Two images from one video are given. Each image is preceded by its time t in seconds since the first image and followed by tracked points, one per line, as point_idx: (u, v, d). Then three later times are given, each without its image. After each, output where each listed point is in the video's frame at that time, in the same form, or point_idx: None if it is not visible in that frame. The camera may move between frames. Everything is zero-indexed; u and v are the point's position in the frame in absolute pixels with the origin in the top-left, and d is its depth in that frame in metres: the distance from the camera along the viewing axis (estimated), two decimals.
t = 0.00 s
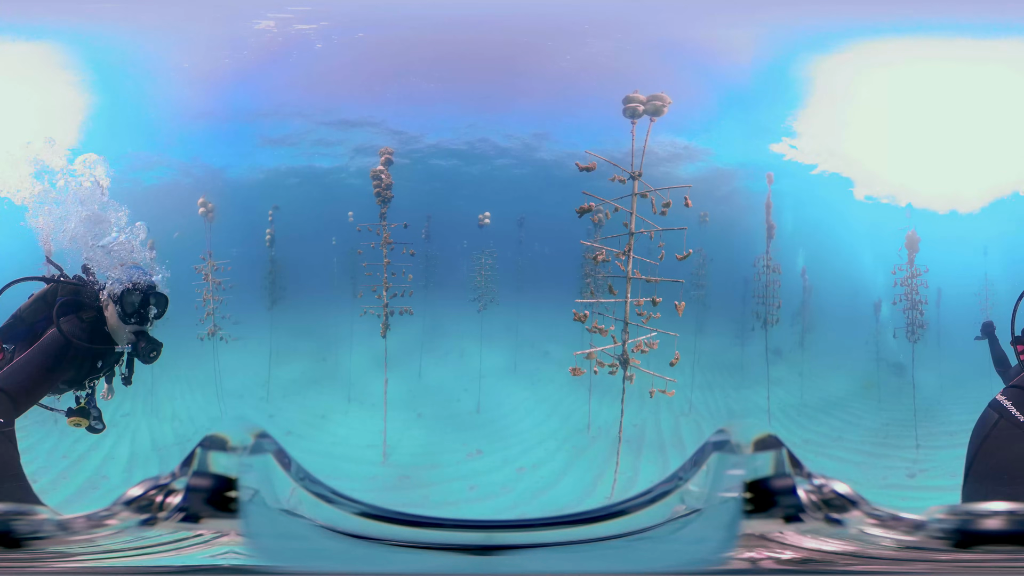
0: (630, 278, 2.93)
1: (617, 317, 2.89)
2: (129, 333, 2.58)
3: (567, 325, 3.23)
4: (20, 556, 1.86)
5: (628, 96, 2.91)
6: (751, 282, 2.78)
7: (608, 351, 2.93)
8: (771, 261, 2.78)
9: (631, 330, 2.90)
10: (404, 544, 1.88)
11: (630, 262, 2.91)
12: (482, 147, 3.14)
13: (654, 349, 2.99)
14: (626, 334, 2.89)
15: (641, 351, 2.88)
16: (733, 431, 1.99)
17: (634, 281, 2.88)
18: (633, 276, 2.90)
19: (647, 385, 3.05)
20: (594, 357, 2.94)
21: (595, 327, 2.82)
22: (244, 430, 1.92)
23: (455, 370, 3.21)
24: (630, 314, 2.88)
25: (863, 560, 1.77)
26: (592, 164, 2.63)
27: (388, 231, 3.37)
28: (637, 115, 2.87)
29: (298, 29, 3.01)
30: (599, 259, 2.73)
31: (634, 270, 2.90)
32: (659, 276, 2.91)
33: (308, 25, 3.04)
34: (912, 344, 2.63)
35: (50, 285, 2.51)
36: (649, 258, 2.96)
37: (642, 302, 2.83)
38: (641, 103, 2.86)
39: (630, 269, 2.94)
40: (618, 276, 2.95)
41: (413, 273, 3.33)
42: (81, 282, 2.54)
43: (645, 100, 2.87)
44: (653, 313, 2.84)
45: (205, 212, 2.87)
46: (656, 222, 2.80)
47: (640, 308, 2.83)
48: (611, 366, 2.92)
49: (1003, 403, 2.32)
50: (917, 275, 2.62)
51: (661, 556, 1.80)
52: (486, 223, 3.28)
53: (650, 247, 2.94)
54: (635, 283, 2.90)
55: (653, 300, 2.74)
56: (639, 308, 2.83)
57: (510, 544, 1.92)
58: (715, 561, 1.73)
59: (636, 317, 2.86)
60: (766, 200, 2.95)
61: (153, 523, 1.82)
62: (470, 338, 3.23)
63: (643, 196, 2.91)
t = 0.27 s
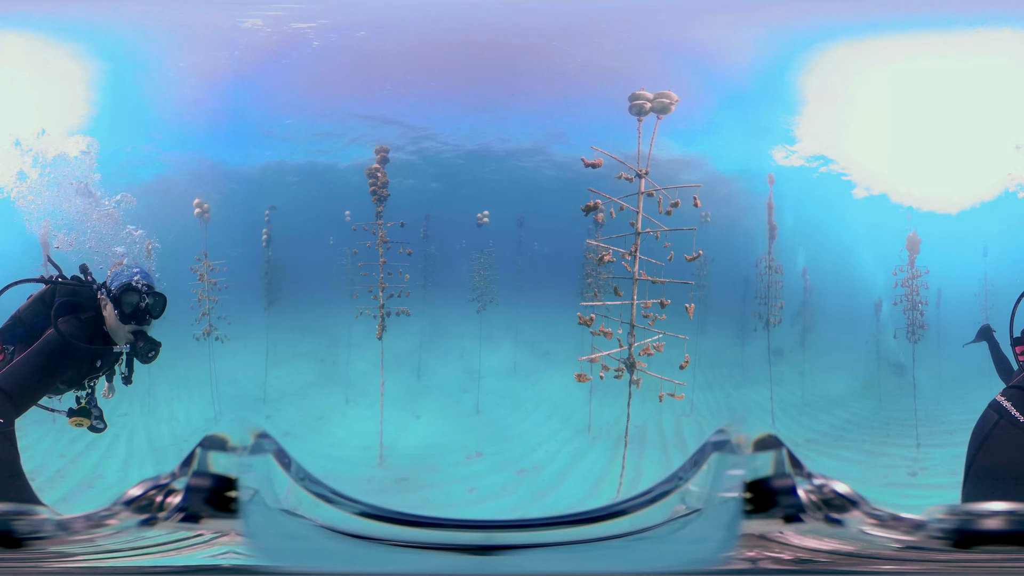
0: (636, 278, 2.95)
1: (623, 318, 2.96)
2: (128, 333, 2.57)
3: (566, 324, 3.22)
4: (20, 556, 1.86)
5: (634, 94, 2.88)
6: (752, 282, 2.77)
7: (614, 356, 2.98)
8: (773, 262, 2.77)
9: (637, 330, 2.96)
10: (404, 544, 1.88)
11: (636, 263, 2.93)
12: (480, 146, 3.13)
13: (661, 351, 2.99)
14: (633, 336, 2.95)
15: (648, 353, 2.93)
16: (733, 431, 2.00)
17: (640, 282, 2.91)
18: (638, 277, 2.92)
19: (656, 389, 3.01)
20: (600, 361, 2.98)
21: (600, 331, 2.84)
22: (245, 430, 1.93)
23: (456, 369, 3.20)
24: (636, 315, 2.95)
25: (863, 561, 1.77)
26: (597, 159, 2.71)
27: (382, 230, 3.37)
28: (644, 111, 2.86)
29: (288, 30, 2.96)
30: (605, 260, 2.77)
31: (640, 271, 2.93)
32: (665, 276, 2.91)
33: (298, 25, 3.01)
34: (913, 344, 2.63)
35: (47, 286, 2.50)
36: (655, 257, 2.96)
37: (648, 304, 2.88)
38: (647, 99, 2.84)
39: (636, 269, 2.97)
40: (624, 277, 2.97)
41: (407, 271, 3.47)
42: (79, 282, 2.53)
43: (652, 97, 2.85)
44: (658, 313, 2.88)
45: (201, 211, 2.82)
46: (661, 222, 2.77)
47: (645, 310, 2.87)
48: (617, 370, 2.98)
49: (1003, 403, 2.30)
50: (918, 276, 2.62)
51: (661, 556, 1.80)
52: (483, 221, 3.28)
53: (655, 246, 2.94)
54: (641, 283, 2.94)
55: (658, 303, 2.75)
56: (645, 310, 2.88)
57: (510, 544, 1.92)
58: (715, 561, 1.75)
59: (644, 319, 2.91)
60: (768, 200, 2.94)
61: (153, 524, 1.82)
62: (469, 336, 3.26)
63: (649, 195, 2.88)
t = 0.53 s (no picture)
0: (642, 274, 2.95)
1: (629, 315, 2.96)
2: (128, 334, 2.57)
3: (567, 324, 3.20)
4: (20, 556, 1.86)
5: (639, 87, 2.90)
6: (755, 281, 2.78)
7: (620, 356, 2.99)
8: (776, 259, 2.78)
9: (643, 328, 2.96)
10: (404, 544, 1.88)
11: (641, 258, 2.92)
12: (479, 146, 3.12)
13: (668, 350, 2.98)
14: (640, 335, 2.95)
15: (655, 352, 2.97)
16: (732, 430, 1.99)
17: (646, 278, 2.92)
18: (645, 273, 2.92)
19: (664, 389, 2.98)
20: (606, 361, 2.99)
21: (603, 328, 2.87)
22: (245, 430, 1.93)
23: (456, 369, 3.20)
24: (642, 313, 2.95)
25: (862, 561, 1.77)
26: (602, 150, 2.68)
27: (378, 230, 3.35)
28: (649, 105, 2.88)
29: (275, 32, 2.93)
30: (609, 255, 2.79)
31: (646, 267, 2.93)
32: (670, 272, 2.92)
33: (285, 26, 2.98)
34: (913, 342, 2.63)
35: (47, 287, 2.52)
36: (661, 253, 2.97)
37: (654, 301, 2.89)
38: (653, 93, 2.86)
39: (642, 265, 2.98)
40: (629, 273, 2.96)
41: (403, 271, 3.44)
42: (78, 283, 2.53)
43: (657, 91, 2.87)
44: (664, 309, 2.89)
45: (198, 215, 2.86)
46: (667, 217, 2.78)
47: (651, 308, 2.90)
48: (623, 369, 2.99)
49: (1003, 404, 2.30)
50: (919, 275, 2.63)
51: (661, 556, 1.80)
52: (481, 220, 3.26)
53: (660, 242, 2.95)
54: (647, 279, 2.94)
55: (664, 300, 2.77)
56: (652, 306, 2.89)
57: (510, 544, 1.92)
58: (715, 561, 1.75)
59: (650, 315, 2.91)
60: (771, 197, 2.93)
61: (153, 524, 1.82)
62: (470, 337, 3.25)
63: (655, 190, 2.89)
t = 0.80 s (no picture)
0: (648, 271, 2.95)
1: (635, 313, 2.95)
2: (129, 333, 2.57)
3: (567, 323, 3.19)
4: (20, 556, 1.86)
5: (645, 82, 2.90)
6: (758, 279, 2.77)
7: (626, 356, 3.03)
8: (778, 258, 2.77)
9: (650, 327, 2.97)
10: (404, 544, 1.88)
11: (647, 254, 2.92)
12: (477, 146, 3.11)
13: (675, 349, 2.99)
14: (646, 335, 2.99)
15: (660, 351, 2.98)
16: (733, 429, 1.95)
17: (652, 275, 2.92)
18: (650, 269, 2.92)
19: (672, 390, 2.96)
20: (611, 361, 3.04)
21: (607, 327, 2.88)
22: (245, 430, 1.91)
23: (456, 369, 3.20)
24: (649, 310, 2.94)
25: (862, 561, 1.78)
26: (605, 145, 2.72)
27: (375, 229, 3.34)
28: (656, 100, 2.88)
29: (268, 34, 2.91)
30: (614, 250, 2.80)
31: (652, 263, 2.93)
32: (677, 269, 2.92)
33: (278, 28, 2.96)
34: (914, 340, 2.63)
35: (46, 288, 2.51)
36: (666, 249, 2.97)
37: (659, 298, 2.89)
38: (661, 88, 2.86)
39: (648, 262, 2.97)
40: (634, 269, 2.96)
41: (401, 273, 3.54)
42: (77, 283, 2.53)
43: (664, 86, 2.87)
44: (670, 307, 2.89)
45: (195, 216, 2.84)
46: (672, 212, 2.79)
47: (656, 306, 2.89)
48: (629, 369, 3.02)
49: (1002, 404, 2.30)
50: (921, 274, 2.62)
51: (660, 557, 1.81)
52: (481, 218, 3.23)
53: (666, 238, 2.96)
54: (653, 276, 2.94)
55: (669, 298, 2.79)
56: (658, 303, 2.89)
57: (510, 544, 1.92)
58: (715, 562, 1.76)
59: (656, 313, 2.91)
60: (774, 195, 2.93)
61: (153, 523, 1.82)
62: (470, 337, 3.26)
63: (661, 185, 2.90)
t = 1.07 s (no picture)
0: (654, 264, 2.98)
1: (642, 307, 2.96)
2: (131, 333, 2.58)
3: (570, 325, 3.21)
4: (21, 556, 1.86)
5: (648, 73, 2.93)
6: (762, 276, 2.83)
7: (632, 355, 3.05)
8: (781, 254, 2.83)
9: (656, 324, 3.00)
10: (404, 544, 1.88)
11: (653, 248, 2.94)
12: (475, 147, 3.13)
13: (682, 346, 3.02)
14: (653, 332, 3.00)
15: (667, 348, 2.99)
16: (733, 430, 1.96)
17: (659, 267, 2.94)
18: (657, 262, 2.95)
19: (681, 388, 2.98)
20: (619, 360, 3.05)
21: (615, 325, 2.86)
22: (245, 430, 1.92)
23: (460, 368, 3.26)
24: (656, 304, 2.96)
25: (862, 561, 1.77)
26: (609, 133, 2.79)
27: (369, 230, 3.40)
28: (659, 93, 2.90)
29: (261, 35, 2.90)
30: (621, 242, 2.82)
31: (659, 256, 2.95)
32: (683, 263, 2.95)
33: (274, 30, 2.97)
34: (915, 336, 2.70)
35: (47, 289, 2.53)
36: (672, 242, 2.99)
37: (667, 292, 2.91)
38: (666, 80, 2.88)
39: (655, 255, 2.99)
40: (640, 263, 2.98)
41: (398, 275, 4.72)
42: (79, 285, 2.56)
43: (668, 78, 2.89)
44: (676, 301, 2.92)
45: (190, 219, 2.93)
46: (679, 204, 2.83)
47: (662, 300, 2.91)
48: (637, 368, 3.05)
49: (1002, 405, 2.31)
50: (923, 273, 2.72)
51: (660, 556, 1.81)
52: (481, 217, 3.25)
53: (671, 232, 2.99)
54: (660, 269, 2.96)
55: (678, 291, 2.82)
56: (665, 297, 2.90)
57: (510, 544, 1.92)
58: (716, 561, 1.75)
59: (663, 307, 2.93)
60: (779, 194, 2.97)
61: (153, 523, 1.83)
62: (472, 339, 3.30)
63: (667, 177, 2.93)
